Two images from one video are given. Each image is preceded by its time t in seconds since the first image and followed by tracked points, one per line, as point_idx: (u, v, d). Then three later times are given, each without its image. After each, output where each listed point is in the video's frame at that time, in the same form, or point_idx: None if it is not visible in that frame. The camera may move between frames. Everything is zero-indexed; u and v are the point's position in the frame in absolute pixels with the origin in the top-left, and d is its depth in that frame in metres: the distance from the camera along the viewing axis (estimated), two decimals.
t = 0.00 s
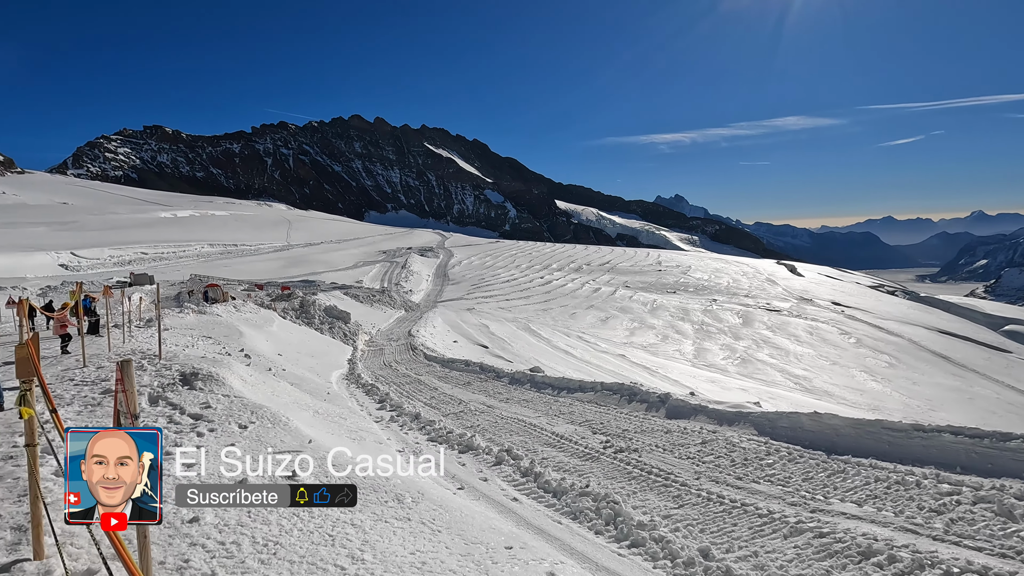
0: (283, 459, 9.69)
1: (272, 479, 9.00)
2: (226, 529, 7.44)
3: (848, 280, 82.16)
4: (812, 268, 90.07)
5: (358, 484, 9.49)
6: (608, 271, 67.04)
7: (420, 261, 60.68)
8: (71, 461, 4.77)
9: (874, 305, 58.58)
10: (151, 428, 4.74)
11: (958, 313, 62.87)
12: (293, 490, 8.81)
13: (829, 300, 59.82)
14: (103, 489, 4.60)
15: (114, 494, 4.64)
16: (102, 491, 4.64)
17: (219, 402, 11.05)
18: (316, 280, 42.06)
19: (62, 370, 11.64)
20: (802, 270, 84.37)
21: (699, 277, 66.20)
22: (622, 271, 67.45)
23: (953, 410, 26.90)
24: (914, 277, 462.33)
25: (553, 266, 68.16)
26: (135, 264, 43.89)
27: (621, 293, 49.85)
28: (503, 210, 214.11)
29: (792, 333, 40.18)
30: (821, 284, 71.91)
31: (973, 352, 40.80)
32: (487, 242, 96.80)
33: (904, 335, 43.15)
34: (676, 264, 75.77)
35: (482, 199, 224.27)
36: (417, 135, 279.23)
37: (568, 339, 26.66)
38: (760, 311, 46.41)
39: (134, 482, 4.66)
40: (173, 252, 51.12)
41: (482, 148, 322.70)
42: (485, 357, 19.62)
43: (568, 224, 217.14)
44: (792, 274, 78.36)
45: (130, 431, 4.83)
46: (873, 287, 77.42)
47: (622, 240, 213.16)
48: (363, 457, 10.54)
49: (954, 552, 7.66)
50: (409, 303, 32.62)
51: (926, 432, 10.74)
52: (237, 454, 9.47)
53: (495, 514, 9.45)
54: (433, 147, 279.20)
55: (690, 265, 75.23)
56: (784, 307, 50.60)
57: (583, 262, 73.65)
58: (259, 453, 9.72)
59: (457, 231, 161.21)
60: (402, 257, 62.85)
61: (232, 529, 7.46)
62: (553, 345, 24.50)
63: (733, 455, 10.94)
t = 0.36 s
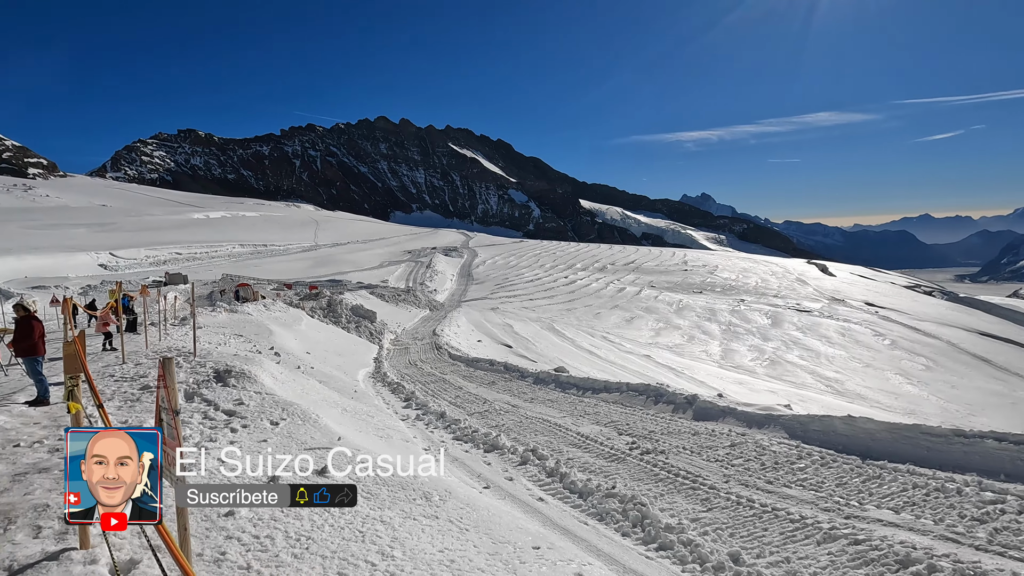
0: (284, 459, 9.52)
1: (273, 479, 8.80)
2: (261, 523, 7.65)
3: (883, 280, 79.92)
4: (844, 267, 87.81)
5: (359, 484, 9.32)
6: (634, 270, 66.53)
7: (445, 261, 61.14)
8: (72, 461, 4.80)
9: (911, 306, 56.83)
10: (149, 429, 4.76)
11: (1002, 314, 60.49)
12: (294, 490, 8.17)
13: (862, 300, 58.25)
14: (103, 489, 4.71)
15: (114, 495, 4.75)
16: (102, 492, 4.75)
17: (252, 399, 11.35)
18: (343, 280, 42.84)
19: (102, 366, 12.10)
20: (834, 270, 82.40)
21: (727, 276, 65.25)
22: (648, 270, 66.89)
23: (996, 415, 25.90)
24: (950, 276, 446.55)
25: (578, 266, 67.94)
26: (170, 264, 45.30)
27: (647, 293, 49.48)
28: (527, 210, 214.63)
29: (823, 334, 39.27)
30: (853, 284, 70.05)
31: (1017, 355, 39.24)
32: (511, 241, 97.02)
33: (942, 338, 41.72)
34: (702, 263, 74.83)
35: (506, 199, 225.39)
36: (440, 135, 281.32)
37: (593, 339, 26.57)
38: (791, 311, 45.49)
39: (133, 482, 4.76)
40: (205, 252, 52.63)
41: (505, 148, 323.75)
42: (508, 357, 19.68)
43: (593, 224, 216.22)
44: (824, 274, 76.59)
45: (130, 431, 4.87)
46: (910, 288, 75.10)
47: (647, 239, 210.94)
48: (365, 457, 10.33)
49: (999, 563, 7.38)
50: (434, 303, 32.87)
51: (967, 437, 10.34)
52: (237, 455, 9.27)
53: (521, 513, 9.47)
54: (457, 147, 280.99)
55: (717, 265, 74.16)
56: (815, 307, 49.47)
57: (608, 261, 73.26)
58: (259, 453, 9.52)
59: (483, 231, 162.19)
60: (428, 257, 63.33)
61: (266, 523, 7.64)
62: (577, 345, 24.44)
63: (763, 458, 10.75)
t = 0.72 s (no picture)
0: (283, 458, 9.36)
1: (294, 477, 8.85)
2: (293, 518, 7.80)
3: (919, 280, 77.54)
4: (878, 267, 85.41)
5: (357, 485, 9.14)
6: (658, 270, 65.81)
7: (468, 261, 61.42)
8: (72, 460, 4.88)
9: (949, 307, 55.01)
10: (148, 430, 4.78)
11: None
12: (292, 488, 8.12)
13: (896, 301, 56.61)
14: (102, 489, 4.82)
15: (115, 495, 4.90)
16: (103, 492, 4.89)
17: (282, 396, 11.61)
18: (369, 279, 43.53)
19: (140, 364, 12.51)
20: (867, 270, 80.28)
21: (753, 276, 64.14)
22: (673, 270, 66.09)
23: None
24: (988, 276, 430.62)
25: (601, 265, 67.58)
26: (204, 264, 46.59)
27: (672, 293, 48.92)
28: (550, 209, 214.48)
29: (856, 336, 38.33)
30: (886, 284, 68.08)
31: None
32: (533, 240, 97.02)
33: (983, 340, 40.29)
34: (729, 263, 73.68)
35: (528, 198, 225.86)
36: (462, 135, 282.65)
37: (617, 339, 26.41)
38: (821, 312, 44.47)
39: (133, 483, 4.86)
40: (235, 252, 53.82)
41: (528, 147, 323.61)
42: (532, 356, 19.69)
43: (617, 223, 214.55)
44: (857, 274, 74.71)
45: (128, 433, 4.80)
46: (949, 288, 72.71)
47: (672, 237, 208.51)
48: (365, 456, 10.14)
49: None
50: (458, 302, 32.96)
51: (1013, 444, 9.88)
52: (238, 455, 9.09)
53: (547, 513, 9.48)
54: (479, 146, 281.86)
55: (744, 264, 72.93)
56: (848, 308, 48.24)
57: (631, 261, 72.67)
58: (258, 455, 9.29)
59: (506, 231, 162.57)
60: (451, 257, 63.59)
61: (299, 518, 7.80)
62: (601, 345, 24.32)
63: (795, 462, 10.55)
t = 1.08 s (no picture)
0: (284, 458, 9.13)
1: (328, 475, 9.00)
2: (325, 513, 7.96)
3: (959, 279, 74.87)
4: (915, 266, 82.73)
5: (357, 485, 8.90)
6: (685, 269, 65.00)
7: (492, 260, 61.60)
8: (71, 460, 4.94)
9: (992, 307, 53.00)
10: (148, 430, 4.82)
11: None
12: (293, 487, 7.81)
13: (935, 300, 54.79)
14: (102, 489, 4.93)
15: (115, 495, 5.00)
16: (103, 492, 4.99)
17: (312, 393, 11.84)
18: (395, 279, 44.18)
19: (177, 361, 12.92)
20: (903, 269, 77.88)
21: (781, 275, 62.77)
22: (700, 269, 65.18)
23: None
24: None
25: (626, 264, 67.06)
26: (236, 264, 47.89)
27: (699, 293, 48.21)
28: (574, 207, 214.38)
29: (892, 336, 37.27)
30: (923, 283, 65.88)
31: None
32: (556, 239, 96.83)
33: None
34: (757, 261, 72.35)
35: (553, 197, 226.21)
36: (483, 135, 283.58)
37: (643, 339, 26.22)
38: (855, 312, 43.31)
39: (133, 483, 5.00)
40: (266, 253, 55.18)
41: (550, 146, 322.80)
42: (557, 356, 19.69)
43: (642, 221, 212.59)
44: (892, 273, 72.51)
45: (131, 433, 4.83)
46: (992, 287, 69.99)
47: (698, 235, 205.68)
48: (365, 456, 9.93)
49: None
50: (482, 302, 33.05)
51: None
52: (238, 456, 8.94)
53: (575, 514, 9.46)
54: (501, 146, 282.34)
55: (773, 263, 71.48)
56: (883, 308, 46.88)
57: (657, 260, 71.96)
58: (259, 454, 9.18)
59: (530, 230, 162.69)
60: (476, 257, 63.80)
61: (330, 513, 7.95)
62: (627, 344, 24.17)
63: (829, 465, 10.30)
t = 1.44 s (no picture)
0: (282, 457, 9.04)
1: (359, 472, 9.20)
2: (355, 509, 8.12)
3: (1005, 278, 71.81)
4: (956, 264, 79.67)
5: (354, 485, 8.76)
6: (712, 268, 63.96)
7: (516, 259, 61.63)
8: (72, 461, 5.14)
9: None
10: (148, 431, 5.04)
11: None
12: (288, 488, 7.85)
13: (976, 300, 52.69)
14: (102, 489, 5.12)
15: (114, 495, 5.19)
16: (102, 492, 5.17)
17: (341, 391, 12.07)
18: (419, 278, 44.60)
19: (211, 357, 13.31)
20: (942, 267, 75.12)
21: (811, 273, 61.23)
22: (728, 268, 64.08)
23: None
24: None
25: (652, 263, 66.32)
26: (266, 263, 48.97)
27: (726, 292, 47.29)
28: (599, 206, 213.82)
29: (930, 336, 36.07)
30: (962, 281, 63.40)
31: None
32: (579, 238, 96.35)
33: None
34: (788, 260, 70.73)
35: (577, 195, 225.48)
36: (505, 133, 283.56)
37: (669, 338, 25.88)
38: (890, 312, 42.00)
39: (134, 482, 5.20)
40: (295, 252, 56.35)
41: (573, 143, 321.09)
42: (582, 355, 19.62)
43: (670, 219, 209.71)
44: (930, 271, 70.00)
45: (130, 433, 5.07)
46: None
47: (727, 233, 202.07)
48: (366, 455, 9.74)
49: None
50: (506, 300, 33.11)
51: None
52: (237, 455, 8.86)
53: (601, 514, 9.43)
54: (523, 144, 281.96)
55: (805, 261, 69.75)
56: (920, 307, 45.31)
57: (684, 258, 70.91)
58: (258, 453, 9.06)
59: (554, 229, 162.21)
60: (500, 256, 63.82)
61: (360, 509, 8.11)
62: (653, 344, 23.90)
63: (864, 469, 10.04)
